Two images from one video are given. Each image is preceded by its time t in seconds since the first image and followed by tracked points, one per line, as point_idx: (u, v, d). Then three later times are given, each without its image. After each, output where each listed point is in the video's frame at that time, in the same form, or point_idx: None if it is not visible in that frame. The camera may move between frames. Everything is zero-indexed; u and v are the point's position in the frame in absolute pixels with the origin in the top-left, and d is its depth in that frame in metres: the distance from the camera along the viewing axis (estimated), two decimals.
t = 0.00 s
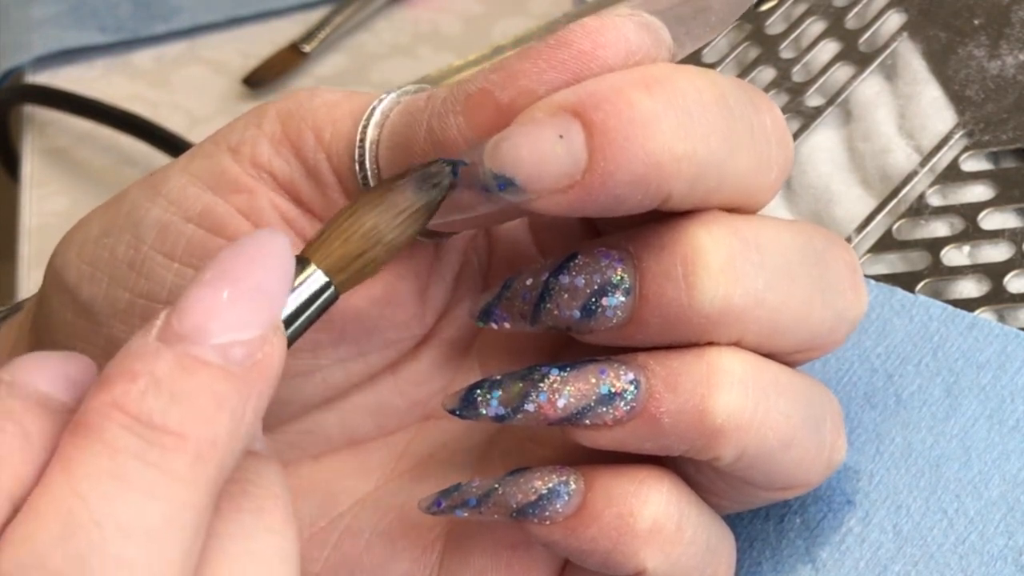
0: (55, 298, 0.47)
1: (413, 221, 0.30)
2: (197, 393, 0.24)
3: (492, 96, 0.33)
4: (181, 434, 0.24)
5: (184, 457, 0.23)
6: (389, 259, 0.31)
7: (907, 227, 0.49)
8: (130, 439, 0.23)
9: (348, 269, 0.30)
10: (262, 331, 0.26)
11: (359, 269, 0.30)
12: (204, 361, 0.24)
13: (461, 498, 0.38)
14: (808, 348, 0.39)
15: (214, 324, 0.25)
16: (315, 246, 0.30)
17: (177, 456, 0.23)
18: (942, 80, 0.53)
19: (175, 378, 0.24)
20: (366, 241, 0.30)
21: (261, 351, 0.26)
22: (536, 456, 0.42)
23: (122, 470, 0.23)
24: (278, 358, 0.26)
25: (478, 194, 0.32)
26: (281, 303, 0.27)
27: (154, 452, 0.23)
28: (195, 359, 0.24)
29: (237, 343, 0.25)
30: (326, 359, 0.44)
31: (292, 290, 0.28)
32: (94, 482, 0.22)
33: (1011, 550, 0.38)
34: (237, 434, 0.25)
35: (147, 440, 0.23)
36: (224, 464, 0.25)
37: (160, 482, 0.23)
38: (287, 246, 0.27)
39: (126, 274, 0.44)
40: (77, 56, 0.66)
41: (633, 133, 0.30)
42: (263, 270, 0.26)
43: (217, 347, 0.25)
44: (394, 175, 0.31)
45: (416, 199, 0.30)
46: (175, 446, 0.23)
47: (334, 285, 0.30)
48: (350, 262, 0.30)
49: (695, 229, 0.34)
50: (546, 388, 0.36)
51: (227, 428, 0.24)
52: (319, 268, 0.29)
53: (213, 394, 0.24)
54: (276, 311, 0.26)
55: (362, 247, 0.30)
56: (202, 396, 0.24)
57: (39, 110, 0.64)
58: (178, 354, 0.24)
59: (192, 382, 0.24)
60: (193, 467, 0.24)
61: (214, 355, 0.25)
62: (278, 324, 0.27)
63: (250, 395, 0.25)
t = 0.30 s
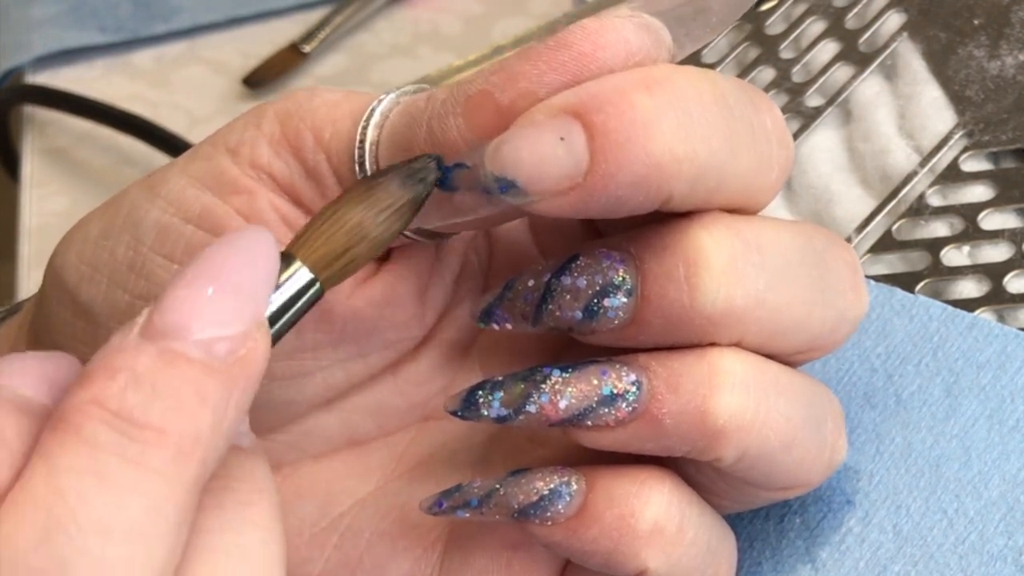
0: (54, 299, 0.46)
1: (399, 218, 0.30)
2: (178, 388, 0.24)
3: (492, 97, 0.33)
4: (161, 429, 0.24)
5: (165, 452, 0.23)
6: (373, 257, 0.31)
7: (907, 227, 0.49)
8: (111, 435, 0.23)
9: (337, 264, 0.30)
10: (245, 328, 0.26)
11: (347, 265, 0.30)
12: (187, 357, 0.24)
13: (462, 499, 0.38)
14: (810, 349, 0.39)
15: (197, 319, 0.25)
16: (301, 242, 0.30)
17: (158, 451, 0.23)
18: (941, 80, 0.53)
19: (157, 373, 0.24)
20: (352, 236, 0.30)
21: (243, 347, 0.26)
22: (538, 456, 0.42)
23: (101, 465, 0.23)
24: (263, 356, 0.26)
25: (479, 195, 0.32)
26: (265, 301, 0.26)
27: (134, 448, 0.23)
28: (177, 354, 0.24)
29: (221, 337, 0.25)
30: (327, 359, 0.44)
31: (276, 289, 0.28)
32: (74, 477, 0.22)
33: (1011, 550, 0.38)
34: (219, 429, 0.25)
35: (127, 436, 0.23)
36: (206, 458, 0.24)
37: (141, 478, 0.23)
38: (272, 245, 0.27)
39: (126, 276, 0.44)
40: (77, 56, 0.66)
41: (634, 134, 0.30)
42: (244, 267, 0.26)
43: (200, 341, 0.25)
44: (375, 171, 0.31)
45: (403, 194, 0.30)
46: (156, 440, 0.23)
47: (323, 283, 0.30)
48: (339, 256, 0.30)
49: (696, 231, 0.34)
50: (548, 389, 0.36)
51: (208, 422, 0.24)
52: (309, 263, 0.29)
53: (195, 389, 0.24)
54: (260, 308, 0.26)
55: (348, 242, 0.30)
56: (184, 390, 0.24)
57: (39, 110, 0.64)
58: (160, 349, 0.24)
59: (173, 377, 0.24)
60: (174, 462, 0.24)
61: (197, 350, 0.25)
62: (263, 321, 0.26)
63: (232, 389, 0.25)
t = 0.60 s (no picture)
0: (52, 303, 0.46)
1: (338, 242, 0.32)
2: (111, 415, 0.25)
3: (493, 100, 0.33)
4: (95, 454, 0.24)
5: (99, 476, 0.24)
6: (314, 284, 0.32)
7: (907, 227, 0.49)
8: (41, 460, 0.24)
9: (275, 290, 0.30)
10: (182, 354, 0.27)
11: (287, 292, 0.31)
12: (120, 383, 0.26)
13: (462, 499, 0.38)
14: (816, 349, 0.39)
15: (133, 346, 0.26)
16: (238, 270, 0.30)
17: (92, 476, 0.24)
18: (942, 80, 0.53)
19: (89, 399, 0.25)
20: (293, 261, 0.31)
21: (181, 374, 0.27)
22: (539, 456, 0.42)
23: (31, 493, 0.24)
24: (200, 381, 0.27)
25: (483, 201, 0.32)
26: (201, 330, 0.28)
27: (67, 472, 0.24)
28: (110, 381, 0.25)
29: (157, 364, 0.26)
30: (326, 361, 0.44)
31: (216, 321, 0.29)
32: (16, 507, 0.23)
33: (1011, 550, 0.38)
34: (154, 455, 0.26)
35: (59, 459, 0.24)
36: (141, 484, 0.25)
37: (77, 501, 0.24)
38: (209, 277, 0.28)
39: (124, 280, 0.44)
40: (77, 56, 0.66)
41: (638, 137, 0.30)
42: (182, 298, 0.27)
43: (135, 368, 0.26)
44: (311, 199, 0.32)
45: (341, 219, 0.32)
46: (90, 465, 0.24)
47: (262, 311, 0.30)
48: (278, 282, 0.30)
49: (702, 234, 0.35)
50: (549, 391, 0.36)
51: (143, 446, 0.25)
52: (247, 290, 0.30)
53: (128, 414, 0.25)
54: (196, 336, 0.27)
55: (287, 269, 0.31)
56: (116, 417, 0.25)
57: (39, 110, 0.64)
58: (93, 376, 0.25)
59: (107, 403, 0.25)
60: (110, 486, 0.25)
61: (131, 376, 0.26)
62: (199, 348, 0.28)
63: (169, 416, 0.26)
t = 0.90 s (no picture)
0: (49, 306, 0.46)
1: (321, 268, 0.31)
2: (93, 427, 0.24)
3: (491, 104, 0.33)
4: (78, 463, 0.24)
5: (81, 485, 0.24)
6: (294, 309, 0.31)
7: (907, 227, 0.49)
8: (25, 470, 0.23)
9: (257, 315, 0.30)
10: (166, 372, 0.26)
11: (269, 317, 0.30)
12: (106, 399, 0.25)
13: (462, 500, 0.38)
14: (816, 350, 0.39)
15: (116, 363, 0.25)
16: (222, 293, 0.30)
17: (74, 484, 0.23)
18: (942, 80, 0.53)
19: (73, 411, 0.24)
20: (278, 286, 0.30)
21: (164, 392, 0.26)
22: (538, 457, 0.42)
23: (14, 502, 0.23)
24: (184, 400, 0.27)
25: (483, 206, 0.33)
26: (186, 349, 0.27)
27: (49, 481, 0.23)
28: (93, 396, 0.25)
29: (141, 381, 0.25)
30: (324, 363, 0.44)
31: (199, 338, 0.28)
32: None
33: (1011, 550, 0.38)
34: (139, 466, 0.25)
35: (43, 469, 0.23)
36: (126, 492, 0.25)
37: (58, 510, 0.23)
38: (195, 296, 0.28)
39: (122, 283, 0.44)
40: (76, 56, 0.66)
41: (637, 141, 0.31)
42: (170, 314, 0.27)
43: (120, 384, 0.25)
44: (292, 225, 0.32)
45: (325, 245, 0.31)
46: (71, 474, 0.24)
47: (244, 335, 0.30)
48: (261, 306, 0.30)
49: (702, 236, 0.35)
50: (548, 393, 0.36)
51: (128, 456, 0.25)
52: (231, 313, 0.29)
53: (112, 426, 0.25)
54: (181, 355, 0.27)
55: (270, 293, 0.30)
56: (98, 429, 0.24)
57: (39, 110, 0.64)
58: (77, 390, 0.25)
59: (91, 415, 0.24)
60: (92, 494, 0.24)
61: (115, 392, 0.25)
62: (183, 367, 0.27)
63: (151, 432, 0.25)
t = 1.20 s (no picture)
0: (50, 304, 0.46)
1: (319, 279, 0.31)
2: (86, 428, 0.25)
3: (493, 103, 0.33)
4: (70, 464, 0.25)
5: (71, 484, 0.24)
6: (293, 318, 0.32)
7: (907, 227, 0.49)
8: (16, 469, 0.24)
9: (252, 326, 0.30)
10: (159, 380, 0.27)
11: (265, 328, 0.31)
12: (98, 402, 0.26)
13: (462, 499, 0.38)
14: (816, 350, 0.39)
15: (110, 369, 0.26)
16: (219, 304, 0.31)
17: (64, 484, 0.24)
18: (942, 80, 0.53)
19: (66, 414, 0.25)
20: (271, 298, 0.31)
21: (158, 399, 0.27)
22: (539, 457, 0.42)
23: (10, 500, 0.24)
24: (177, 408, 0.28)
25: (484, 204, 0.32)
26: (179, 358, 0.28)
27: (41, 481, 0.24)
28: (86, 400, 0.26)
29: (133, 386, 0.26)
30: (325, 362, 0.44)
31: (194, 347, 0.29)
32: None
33: (1011, 551, 0.38)
34: (131, 469, 0.26)
35: (35, 469, 0.24)
36: (118, 492, 0.25)
37: (47, 510, 0.24)
38: (190, 307, 0.29)
39: (124, 281, 0.44)
40: (77, 56, 0.66)
41: (638, 140, 0.30)
42: (163, 324, 0.28)
43: (112, 389, 0.26)
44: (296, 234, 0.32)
45: (319, 257, 0.31)
46: (63, 474, 0.24)
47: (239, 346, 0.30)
48: (254, 318, 0.30)
49: (703, 236, 0.35)
50: (549, 392, 0.36)
51: (118, 457, 0.25)
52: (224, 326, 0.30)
53: (105, 427, 0.25)
54: (173, 364, 0.28)
55: (266, 305, 0.31)
56: (91, 431, 0.25)
57: (39, 110, 0.64)
58: (70, 396, 0.26)
59: (86, 417, 0.25)
60: (81, 493, 0.25)
61: (107, 396, 0.26)
62: (177, 375, 0.28)
63: (145, 436, 0.26)
